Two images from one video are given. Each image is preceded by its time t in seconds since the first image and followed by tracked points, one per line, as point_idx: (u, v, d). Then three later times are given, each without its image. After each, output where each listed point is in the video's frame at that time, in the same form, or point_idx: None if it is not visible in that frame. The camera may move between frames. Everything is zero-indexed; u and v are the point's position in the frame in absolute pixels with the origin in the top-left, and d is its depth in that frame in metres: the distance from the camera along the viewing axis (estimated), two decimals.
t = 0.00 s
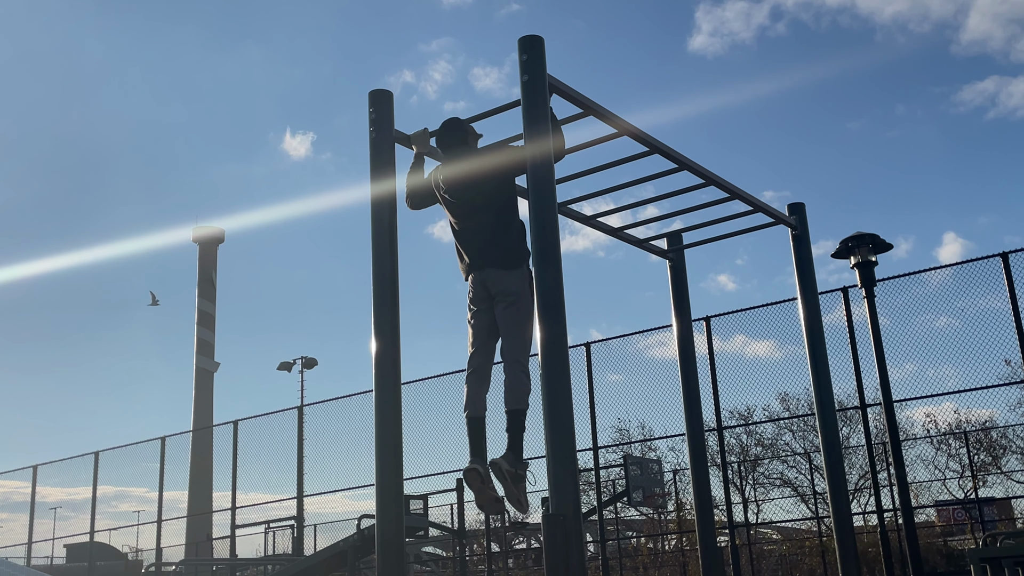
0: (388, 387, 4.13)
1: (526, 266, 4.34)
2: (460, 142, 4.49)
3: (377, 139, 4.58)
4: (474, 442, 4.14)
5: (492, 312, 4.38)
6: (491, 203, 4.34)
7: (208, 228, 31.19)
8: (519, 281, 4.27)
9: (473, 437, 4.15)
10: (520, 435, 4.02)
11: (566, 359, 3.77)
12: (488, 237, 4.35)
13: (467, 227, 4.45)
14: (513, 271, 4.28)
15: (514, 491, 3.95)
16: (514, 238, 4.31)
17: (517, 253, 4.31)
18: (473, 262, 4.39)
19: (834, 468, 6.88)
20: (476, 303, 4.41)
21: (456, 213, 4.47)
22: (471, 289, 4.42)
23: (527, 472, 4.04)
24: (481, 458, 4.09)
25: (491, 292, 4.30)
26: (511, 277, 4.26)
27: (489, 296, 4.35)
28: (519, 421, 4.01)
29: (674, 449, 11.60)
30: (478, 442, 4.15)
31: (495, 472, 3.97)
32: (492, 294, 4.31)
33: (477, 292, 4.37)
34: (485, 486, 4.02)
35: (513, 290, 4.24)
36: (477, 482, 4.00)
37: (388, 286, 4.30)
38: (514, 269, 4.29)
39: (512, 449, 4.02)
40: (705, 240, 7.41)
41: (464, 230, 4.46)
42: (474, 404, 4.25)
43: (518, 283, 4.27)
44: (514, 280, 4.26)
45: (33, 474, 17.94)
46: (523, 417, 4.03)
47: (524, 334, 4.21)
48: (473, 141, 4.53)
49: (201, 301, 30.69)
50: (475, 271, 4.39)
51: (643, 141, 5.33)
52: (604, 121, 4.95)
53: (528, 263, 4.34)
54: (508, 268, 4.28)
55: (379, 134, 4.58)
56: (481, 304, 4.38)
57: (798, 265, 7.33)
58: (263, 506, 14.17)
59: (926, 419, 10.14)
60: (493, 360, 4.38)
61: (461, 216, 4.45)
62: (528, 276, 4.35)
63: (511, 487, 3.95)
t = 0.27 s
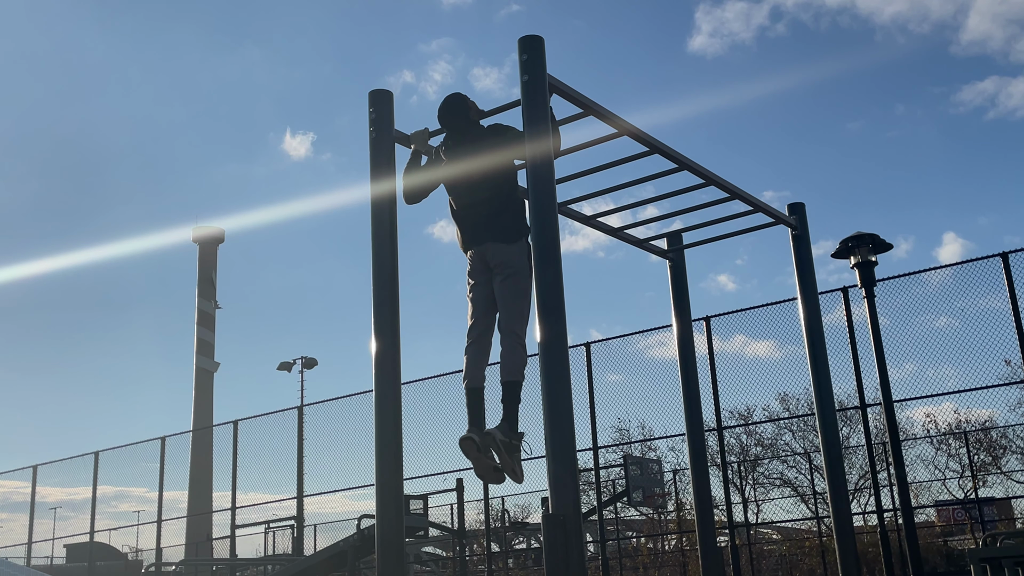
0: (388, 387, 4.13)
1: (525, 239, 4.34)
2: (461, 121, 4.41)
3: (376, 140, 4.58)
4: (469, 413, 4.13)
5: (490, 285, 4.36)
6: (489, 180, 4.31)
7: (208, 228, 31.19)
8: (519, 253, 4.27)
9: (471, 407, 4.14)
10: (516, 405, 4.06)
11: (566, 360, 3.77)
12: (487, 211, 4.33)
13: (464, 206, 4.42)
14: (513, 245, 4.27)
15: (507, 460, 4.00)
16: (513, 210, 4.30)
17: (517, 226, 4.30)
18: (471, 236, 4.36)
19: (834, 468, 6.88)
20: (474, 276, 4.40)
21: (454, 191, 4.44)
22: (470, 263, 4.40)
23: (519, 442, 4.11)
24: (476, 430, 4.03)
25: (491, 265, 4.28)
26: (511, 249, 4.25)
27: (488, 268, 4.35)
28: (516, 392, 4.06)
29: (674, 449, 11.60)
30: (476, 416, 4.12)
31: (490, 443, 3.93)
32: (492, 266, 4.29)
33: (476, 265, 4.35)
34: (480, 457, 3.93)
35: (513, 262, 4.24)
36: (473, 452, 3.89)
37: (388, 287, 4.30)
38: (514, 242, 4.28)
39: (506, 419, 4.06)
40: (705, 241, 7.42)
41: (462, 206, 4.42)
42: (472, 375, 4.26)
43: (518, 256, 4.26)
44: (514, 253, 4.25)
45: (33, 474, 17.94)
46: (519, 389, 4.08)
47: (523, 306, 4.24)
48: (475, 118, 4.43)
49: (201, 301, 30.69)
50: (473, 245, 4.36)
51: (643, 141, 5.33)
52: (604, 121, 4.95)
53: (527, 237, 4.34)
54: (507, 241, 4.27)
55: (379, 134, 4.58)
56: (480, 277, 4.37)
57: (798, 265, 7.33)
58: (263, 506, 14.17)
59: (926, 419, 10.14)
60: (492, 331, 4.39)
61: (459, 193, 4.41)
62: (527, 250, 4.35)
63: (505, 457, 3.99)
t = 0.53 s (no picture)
0: (388, 388, 4.13)
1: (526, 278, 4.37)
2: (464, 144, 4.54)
3: (376, 139, 4.58)
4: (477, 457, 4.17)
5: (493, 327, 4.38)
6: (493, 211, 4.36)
7: (208, 228, 31.18)
8: (520, 293, 4.30)
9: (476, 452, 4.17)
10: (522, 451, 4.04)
11: (566, 360, 3.77)
12: (490, 249, 4.36)
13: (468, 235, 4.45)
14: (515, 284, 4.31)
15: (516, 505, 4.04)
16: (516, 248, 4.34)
17: (519, 265, 4.34)
18: (475, 274, 4.39)
19: (834, 469, 6.88)
20: (476, 317, 4.41)
21: (459, 218, 4.48)
22: (472, 303, 4.42)
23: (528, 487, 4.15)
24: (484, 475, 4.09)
25: (493, 307, 4.30)
26: (513, 290, 4.28)
27: (489, 311, 4.37)
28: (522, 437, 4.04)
29: (674, 449, 11.60)
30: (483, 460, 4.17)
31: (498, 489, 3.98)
32: (494, 308, 4.32)
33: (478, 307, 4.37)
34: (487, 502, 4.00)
35: (514, 304, 4.28)
36: (480, 497, 3.96)
37: (388, 287, 4.30)
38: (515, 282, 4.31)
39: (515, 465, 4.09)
40: (705, 240, 7.41)
41: (468, 240, 4.45)
42: (477, 420, 4.27)
43: (519, 297, 4.29)
44: (516, 293, 4.28)
45: (33, 474, 17.94)
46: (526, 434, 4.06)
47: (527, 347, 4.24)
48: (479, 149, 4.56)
49: (201, 301, 30.69)
50: (476, 285, 4.38)
51: (643, 141, 5.33)
52: (604, 121, 4.95)
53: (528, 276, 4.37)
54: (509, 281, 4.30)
55: (379, 134, 4.58)
56: (482, 319, 4.38)
57: (798, 265, 7.33)
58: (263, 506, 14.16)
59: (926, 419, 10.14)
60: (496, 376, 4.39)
61: (464, 224, 4.46)
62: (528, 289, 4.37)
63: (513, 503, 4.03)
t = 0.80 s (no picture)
0: (388, 388, 4.13)
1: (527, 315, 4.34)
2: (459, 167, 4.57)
3: (376, 139, 4.58)
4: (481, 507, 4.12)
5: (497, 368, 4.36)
6: (491, 244, 4.35)
7: (208, 228, 31.20)
8: (520, 331, 4.28)
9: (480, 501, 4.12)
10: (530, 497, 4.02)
11: (566, 360, 3.77)
12: (492, 286, 4.34)
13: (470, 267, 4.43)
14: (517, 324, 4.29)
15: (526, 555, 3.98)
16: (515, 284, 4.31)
17: (521, 302, 4.31)
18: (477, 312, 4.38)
19: (834, 470, 6.88)
20: (479, 359, 4.40)
21: (459, 249, 4.48)
22: (474, 344, 4.41)
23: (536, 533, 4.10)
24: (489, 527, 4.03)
25: (496, 348, 4.29)
26: (516, 330, 4.27)
27: (491, 352, 4.35)
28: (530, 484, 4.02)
29: (674, 449, 11.60)
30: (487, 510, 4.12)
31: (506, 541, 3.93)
32: (495, 351, 4.31)
33: (481, 347, 4.36)
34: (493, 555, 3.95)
35: (515, 343, 4.25)
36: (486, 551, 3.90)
37: (388, 286, 4.30)
38: (517, 321, 4.29)
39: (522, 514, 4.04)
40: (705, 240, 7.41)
41: (469, 272, 4.43)
42: (480, 466, 4.23)
43: (522, 338, 4.27)
44: (518, 334, 4.26)
45: (33, 474, 17.95)
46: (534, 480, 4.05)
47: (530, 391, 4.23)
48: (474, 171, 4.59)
49: (201, 301, 30.70)
50: (479, 324, 4.37)
51: (643, 141, 5.32)
52: (604, 121, 4.95)
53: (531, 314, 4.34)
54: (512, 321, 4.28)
55: (379, 133, 4.58)
56: (486, 361, 4.37)
57: (798, 266, 7.33)
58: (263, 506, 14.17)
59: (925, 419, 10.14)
60: (499, 419, 4.35)
61: (466, 256, 4.44)
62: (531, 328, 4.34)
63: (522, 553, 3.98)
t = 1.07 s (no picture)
0: (388, 388, 4.13)
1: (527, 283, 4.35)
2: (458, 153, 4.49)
3: (376, 139, 4.58)
4: (474, 464, 4.11)
5: (495, 331, 4.36)
6: (492, 221, 4.35)
7: (208, 228, 31.19)
8: (521, 298, 4.29)
9: (472, 457, 4.12)
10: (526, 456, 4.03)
11: (566, 360, 3.77)
12: (490, 256, 4.34)
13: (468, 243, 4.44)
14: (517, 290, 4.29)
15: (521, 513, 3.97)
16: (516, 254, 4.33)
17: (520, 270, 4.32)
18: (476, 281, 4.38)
19: (834, 469, 6.87)
20: (477, 322, 4.40)
21: (458, 227, 4.46)
22: (473, 308, 4.42)
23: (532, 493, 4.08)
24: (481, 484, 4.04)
25: (495, 312, 4.29)
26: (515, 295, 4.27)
27: (491, 315, 4.35)
28: (526, 443, 4.03)
29: (674, 449, 11.60)
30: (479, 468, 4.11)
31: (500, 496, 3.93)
32: (495, 313, 4.31)
33: (480, 312, 4.36)
34: (482, 510, 3.99)
35: (515, 309, 4.27)
36: (475, 507, 3.93)
37: (388, 286, 4.30)
38: (516, 287, 4.30)
39: (518, 471, 4.03)
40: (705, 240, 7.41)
41: (468, 246, 4.44)
42: (473, 425, 4.23)
43: (521, 302, 4.28)
44: (518, 299, 4.27)
45: (33, 474, 17.95)
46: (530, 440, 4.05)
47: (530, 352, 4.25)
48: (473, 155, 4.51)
49: (201, 301, 30.69)
50: (478, 290, 4.38)
51: (643, 141, 5.33)
52: (604, 121, 4.95)
53: (530, 281, 4.36)
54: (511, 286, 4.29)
55: (379, 133, 4.58)
56: (483, 324, 4.37)
57: (798, 266, 7.33)
58: (263, 506, 14.17)
59: (926, 419, 10.14)
60: (496, 378, 4.39)
61: (464, 232, 4.44)
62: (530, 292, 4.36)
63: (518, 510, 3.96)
